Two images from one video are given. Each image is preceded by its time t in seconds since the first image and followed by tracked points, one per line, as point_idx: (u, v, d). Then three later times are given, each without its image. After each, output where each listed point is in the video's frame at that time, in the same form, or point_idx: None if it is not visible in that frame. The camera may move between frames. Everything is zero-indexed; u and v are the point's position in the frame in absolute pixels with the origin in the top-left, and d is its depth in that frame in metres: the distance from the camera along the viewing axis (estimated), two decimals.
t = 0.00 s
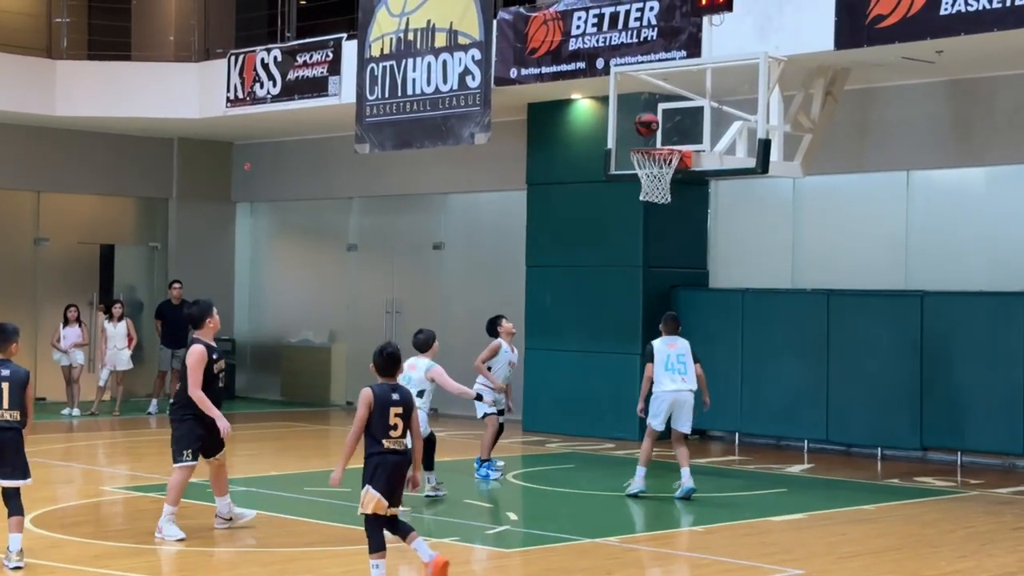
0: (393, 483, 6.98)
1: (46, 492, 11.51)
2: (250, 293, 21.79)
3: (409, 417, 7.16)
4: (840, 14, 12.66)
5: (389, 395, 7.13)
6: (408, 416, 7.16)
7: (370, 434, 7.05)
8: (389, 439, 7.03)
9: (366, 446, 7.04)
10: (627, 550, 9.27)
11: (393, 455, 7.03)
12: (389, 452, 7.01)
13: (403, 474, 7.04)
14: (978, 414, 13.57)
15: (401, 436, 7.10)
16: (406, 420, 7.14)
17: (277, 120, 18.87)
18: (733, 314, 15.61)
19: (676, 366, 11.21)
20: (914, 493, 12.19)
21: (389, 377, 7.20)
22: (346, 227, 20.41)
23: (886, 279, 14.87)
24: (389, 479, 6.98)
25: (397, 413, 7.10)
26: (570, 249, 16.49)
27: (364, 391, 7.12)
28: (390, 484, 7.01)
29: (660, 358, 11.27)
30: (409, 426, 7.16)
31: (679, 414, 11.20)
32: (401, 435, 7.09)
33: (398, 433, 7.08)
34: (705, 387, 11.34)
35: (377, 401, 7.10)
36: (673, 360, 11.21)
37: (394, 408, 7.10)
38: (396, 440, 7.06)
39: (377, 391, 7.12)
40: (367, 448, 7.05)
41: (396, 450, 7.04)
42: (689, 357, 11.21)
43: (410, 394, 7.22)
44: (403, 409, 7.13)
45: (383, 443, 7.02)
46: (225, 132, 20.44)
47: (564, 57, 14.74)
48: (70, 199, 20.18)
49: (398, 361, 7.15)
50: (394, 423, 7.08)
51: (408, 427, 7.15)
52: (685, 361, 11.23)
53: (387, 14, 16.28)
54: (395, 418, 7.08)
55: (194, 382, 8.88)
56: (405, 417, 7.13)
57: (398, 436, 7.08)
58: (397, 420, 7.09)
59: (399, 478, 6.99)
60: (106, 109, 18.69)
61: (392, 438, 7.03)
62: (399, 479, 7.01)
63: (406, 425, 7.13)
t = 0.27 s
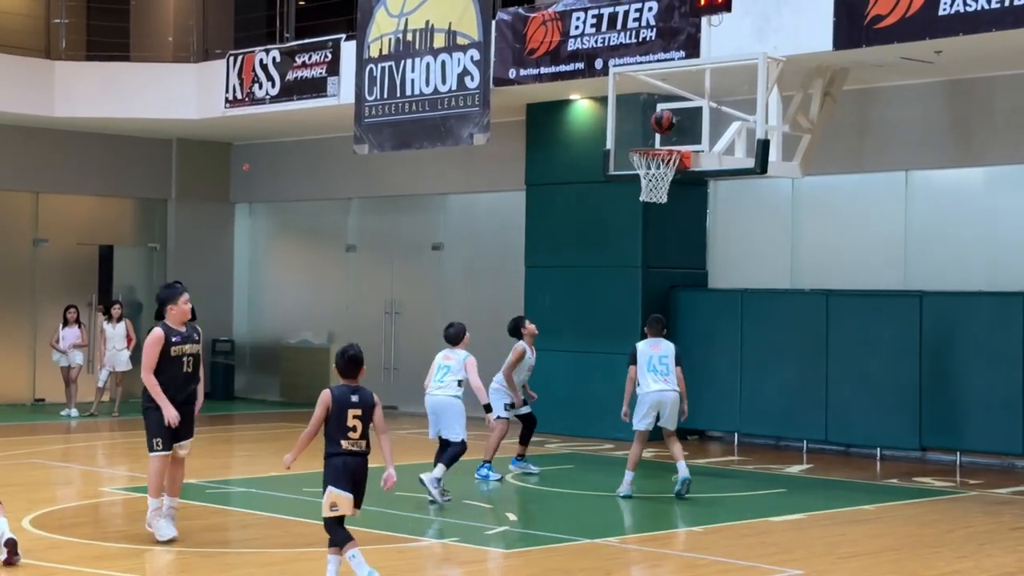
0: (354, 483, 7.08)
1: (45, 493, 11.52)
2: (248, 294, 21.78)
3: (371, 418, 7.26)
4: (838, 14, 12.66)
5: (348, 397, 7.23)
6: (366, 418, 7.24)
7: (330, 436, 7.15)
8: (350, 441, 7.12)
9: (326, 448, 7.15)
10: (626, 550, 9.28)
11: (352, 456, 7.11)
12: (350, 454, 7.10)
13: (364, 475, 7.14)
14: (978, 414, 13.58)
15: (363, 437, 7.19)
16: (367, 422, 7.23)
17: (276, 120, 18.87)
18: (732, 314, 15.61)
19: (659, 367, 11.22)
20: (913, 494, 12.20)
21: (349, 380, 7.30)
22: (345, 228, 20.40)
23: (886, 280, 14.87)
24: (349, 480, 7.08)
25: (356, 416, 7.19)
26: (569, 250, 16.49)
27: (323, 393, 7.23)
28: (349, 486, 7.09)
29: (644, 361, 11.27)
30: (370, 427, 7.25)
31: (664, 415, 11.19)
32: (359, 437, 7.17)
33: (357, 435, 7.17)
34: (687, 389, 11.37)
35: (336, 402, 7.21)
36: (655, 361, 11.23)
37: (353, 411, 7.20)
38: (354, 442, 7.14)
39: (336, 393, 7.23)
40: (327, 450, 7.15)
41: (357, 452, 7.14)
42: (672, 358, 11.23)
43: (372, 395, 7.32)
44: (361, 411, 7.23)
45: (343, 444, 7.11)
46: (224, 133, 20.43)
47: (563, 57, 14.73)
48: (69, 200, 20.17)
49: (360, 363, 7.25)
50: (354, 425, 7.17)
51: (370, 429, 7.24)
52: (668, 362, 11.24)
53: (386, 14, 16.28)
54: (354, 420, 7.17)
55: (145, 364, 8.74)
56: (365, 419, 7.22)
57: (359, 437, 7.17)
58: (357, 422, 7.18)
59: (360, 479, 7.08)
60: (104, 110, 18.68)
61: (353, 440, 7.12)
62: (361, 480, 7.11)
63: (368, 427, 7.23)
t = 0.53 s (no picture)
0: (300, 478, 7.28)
1: (45, 493, 11.52)
2: (247, 294, 21.77)
3: (328, 416, 7.37)
4: (837, 14, 12.66)
5: (308, 395, 7.42)
6: (324, 415, 7.36)
7: (289, 430, 7.41)
8: (304, 436, 7.33)
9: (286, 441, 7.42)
10: (625, 550, 9.28)
11: (301, 451, 7.32)
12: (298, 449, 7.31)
13: (314, 470, 7.30)
14: (977, 414, 13.58)
15: (319, 433, 7.35)
16: (324, 419, 7.36)
17: (275, 120, 18.86)
18: (731, 314, 15.62)
19: (663, 367, 11.26)
20: (913, 493, 12.20)
21: (319, 378, 7.46)
22: (344, 228, 20.40)
23: (885, 279, 14.87)
24: (297, 475, 7.30)
25: (312, 413, 7.36)
26: (569, 250, 16.49)
27: (290, 389, 7.50)
28: (298, 480, 7.31)
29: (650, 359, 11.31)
30: (328, 424, 7.36)
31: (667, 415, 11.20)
32: (313, 433, 7.33)
33: (311, 431, 7.34)
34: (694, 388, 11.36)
35: (299, 398, 7.43)
36: (660, 360, 11.27)
37: (311, 407, 7.37)
38: (307, 437, 7.33)
39: (300, 389, 7.46)
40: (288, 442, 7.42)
41: (310, 448, 7.32)
42: (676, 358, 11.23)
43: (336, 394, 7.41)
44: (318, 408, 7.37)
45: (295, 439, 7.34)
46: (223, 133, 20.43)
47: (562, 57, 14.73)
48: (68, 201, 20.17)
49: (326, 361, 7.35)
50: (310, 421, 7.35)
51: (327, 426, 7.36)
52: (673, 362, 11.25)
53: (385, 14, 16.27)
54: (308, 417, 7.35)
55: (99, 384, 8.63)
56: (323, 416, 7.36)
57: (314, 433, 7.34)
58: (312, 418, 7.34)
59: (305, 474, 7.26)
60: (104, 109, 18.68)
61: (304, 435, 7.32)
62: (309, 475, 7.29)
63: (325, 424, 7.35)
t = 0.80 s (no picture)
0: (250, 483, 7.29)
1: (44, 493, 11.51)
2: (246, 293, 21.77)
3: (282, 422, 7.32)
4: (836, 12, 12.66)
5: (266, 400, 7.41)
6: (277, 420, 7.31)
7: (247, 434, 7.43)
8: (259, 441, 7.33)
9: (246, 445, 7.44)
10: (624, 549, 9.28)
11: (254, 456, 7.33)
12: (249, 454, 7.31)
13: (265, 476, 7.29)
14: (976, 411, 13.59)
15: (272, 440, 7.31)
16: (277, 425, 7.31)
17: (273, 119, 18.85)
18: (730, 313, 15.61)
19: (669, 364, 11.29)
20: (912, 491, 12.20)
21: (280, 383, 7.44)
22: (343, 226, 20.40)
23: (884, 277, 14.87)
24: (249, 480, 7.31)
25: (265, 419, 7.34)
26: (567, 248, 16.49)
27: (253, 394, 7.51)
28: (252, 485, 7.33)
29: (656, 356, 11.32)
30: (282, 430, 7.31)
31: (672, 413, 11.21)
32: (267, 438, 7.32)
33: (266, 436, 7.32)
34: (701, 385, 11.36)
35: (257, 404, 7.43)
36: (665, 357, 11.29)
37: (266, 413, 7.36)
38: (262, 442, 7.33)
39: (261, 395, 7.46)
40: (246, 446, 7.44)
41: (264, 454, 7.31)
42: (682, 355, 11.26)
43: (293, 400, 7.35)
44: (273, 413, 7.33)
45: (249, 445, 7.35)
46: (222, 132, 20.42)
47: (560, 55, 14.72)
48: (66, 200, 20.16)
49: (285, 368, 7.39)
50: (264, 426, 7.33)
51: (280, 432, 7.32)
52: (679, 359, 11.28)
53: (383, 13, 16.26)
54: (261, 423, 7.34)
55: (51, 393, 8.37)
56: (276, 422, 7.32)
57: (266, 439, 7.31)
58: (266, 424, 7.32)
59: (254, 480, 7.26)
60: (103, 108, 18.67)
61: (257, 441, 7.32)
62: (260, 481, 7.29)
63: (278, 430, 7.31)
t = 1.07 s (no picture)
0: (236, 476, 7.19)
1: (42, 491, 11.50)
2: (244, 291, 21.78)
3: (268, 415, 7.27)
4: (833, 9, 12.67)
5: (250, 394, 7.32)
6: (264, 414, 7.25)
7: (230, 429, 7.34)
8: (243, 434, 7.24)
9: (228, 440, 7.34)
10: (623, 546, 9.28)
11: (239, 450, 7.22)
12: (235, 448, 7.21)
13: (251, 470, 7.19)
14: (974, 408, 13.61)
15: (258, 433, 7.24)
16: (263, 418, 7.25)
17: (271, 118, 18.84)
18: (727, 310, 15.62)
19: (667, 361, 11.26)
20: (910, 488, 12.20)
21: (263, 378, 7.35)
22: (341, 224, 20.39)
23: (881, 274, 14.88)
24: (235, 474, 7.22)
25: (250, 412, 7.27)
26: (565, 245, 16.49)
27: (235, 388, 7.42)
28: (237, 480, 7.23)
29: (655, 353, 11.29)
30: (267, 422, 7.25)
31: (672, 409, 11.23)
32: (253, 432, 7.23)
33: (252, 429, 7.24)
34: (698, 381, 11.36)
35: (240, 398, 7.33)
36: (664, 354, 11.26)
37: (250, 406, 7.29)
38: (247, 436, 7.24)
39: (243, 389, 7.38)
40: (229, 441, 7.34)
41: (249, 447, 7.21)
42: (681, 352, 11.24)
43: (278, 393, 7.30)
44: (260, 407, 7.27)
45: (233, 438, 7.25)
46: (219, 130, 20.41)
47: (558, 52, 14.72)
48: (64, 199, 20.16)
49: (267, 361, 7.24)
50: (250, 420, 7.26)
51: (265, 425, 7.25)
52: (677, 355, 11.25)
53: (380, 11, 16.25)
54: (246, 416, 7.26)
55: None
56: (262, 414, 7.26)
57: (251, 432, 7.23)
58: (252, 417, 7.25)
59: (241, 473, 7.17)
60: (101, 107, 18.67)
61: (242, 434, 7.23)
62: (246, 475, 7.19)
63: (264, 423, 7.25)
